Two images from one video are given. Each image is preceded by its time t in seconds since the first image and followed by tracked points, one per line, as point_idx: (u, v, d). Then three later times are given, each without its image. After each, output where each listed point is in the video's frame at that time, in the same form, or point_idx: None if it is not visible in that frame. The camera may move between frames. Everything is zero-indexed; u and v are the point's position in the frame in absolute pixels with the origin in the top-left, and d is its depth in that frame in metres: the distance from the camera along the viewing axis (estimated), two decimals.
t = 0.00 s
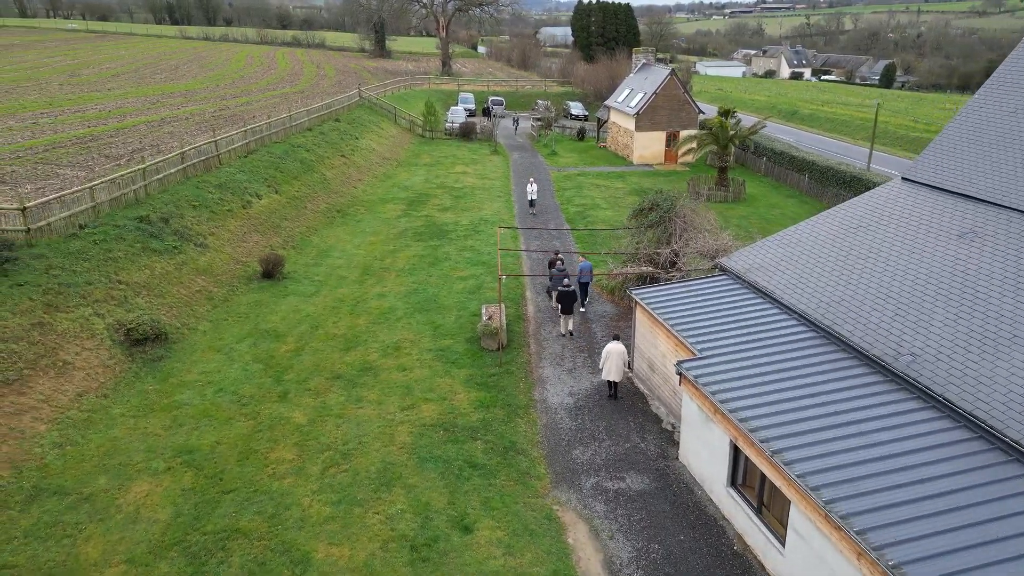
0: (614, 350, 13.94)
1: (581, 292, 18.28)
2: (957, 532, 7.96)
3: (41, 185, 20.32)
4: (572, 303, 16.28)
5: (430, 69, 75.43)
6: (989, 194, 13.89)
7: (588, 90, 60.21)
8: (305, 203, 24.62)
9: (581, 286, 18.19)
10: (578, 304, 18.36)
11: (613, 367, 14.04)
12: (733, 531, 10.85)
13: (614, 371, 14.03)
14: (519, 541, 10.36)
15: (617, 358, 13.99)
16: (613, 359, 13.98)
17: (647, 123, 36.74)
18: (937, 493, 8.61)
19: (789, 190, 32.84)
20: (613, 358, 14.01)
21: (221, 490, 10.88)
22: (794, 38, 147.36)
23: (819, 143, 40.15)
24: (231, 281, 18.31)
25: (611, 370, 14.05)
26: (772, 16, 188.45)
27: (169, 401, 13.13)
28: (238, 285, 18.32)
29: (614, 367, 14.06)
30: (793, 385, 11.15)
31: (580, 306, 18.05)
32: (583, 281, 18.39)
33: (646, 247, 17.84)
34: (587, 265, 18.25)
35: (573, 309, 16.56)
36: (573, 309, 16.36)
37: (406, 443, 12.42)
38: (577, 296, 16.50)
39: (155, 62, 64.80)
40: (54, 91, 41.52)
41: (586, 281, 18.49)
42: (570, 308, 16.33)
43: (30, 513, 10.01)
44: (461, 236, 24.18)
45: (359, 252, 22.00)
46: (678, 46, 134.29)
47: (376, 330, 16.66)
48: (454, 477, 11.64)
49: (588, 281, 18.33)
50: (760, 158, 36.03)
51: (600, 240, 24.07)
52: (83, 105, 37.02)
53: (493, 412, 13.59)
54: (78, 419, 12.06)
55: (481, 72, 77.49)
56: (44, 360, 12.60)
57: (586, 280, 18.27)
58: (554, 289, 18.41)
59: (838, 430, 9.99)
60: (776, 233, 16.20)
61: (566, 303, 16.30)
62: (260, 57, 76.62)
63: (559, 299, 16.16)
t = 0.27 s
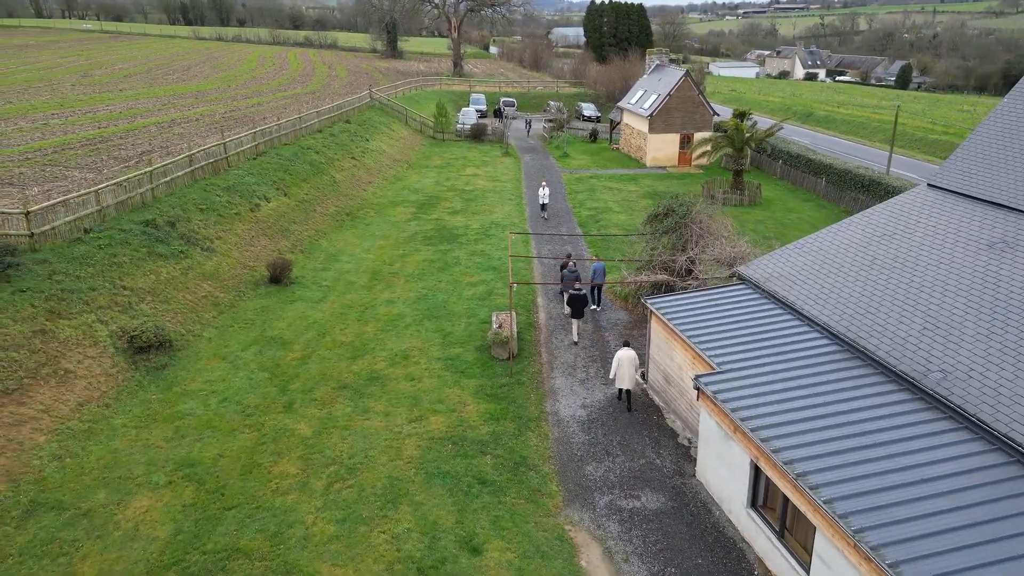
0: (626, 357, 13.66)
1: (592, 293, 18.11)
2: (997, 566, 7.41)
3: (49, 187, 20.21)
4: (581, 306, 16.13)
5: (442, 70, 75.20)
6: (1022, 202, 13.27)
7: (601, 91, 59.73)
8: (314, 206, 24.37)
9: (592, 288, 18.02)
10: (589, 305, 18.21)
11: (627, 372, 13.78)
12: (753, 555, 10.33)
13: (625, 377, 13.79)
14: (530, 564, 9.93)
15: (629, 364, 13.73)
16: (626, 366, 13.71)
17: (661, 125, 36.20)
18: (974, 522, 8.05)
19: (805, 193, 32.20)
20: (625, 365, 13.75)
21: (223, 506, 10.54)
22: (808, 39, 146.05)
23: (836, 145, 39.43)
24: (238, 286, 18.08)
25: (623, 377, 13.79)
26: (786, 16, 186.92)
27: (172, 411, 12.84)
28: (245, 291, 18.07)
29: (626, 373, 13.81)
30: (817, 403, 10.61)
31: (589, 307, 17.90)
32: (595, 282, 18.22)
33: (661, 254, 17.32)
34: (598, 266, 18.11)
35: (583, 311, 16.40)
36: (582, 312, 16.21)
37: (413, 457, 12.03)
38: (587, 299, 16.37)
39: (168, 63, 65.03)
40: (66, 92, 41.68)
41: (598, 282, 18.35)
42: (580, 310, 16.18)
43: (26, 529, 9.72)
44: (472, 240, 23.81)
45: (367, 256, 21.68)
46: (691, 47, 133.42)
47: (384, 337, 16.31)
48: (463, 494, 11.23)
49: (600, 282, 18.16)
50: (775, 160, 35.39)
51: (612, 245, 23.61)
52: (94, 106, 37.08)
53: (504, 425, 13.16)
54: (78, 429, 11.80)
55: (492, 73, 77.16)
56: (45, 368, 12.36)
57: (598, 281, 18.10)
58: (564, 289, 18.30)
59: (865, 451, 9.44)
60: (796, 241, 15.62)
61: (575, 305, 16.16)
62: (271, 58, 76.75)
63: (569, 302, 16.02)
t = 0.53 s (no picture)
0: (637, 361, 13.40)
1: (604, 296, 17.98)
2: None
3: (55, 189, 20.06)
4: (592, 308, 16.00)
5: (452, 70, 74.89)
6: None
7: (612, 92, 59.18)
8: (322, 209, 24.10)
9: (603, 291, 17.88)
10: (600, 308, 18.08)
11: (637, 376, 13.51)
12: None
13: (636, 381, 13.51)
14: None
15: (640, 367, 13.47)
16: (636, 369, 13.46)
17: (674, 126, 35.64)
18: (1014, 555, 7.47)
19: (821, 197, 31.54)
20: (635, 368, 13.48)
21: (222, 524, 10.19)
22: (821, 39, 144.69)
23: (852, 147, 38.70)
24: (243, 291, 17.80)
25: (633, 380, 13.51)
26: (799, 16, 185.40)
27: (173, 421, 12.53)
28: (250, 296, 17.80)
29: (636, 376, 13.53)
30: (841, 422, 10.06)
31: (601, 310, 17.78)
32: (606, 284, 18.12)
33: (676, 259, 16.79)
34: (610, 269, 17.99)
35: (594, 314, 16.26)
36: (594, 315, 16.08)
37: (420, 471, 11.61)
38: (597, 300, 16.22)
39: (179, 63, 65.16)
40: (77, 92, 41.76)
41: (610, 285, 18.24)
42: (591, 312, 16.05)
43: (19, 547, 9.40)
44: (481, 243, 23.41)
45: (375, 260, 21.32)
46: (703, 47, 132.51)
47: (391, 344, 15.92)
48: (471, 512, 10.79)
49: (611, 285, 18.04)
50: (790, 163, 34.74)
51: (625, 250, 23.12)
52: (104, 107, 37.07)
53: (514, 437, 12.71)
54: (77, 440, 11.52)
55: (503, 73, 76.76)
56: (44, 376, 12.09)
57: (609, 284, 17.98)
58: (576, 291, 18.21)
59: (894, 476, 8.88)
60: (816, 249, 15.03)
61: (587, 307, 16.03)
62: (282, 58, 76.77)
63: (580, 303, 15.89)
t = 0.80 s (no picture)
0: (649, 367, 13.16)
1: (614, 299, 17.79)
2: None
3: (59, 191, 19.87)
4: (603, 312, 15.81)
5: (461, 70, 74.56)
6: None
7: (622, 92, 58.65)
8: (328, 212, 23.80)
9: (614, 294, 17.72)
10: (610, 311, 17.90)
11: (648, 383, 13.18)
12: None
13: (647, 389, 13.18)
14: None
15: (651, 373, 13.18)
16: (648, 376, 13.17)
17: (685, 128, 35.08)
18: None
19: (836, 200, 30.91)
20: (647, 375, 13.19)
21: (221, 543, 9.80)
22: (832, 39, 143.53)
23: (867, 150, 37.99)
24: (247, 296, 17.50)
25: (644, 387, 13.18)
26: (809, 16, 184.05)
27: (174, 433, 12.18)
28: (255, 302, 17.48)
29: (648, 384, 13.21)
30: (870, 441, 9.42)
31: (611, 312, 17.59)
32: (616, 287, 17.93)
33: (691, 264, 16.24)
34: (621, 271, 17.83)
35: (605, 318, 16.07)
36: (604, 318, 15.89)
37: (426, 488, 11.18)
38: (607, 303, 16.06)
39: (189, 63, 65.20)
40: (86, 93, 41.73)
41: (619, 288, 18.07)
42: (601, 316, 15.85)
43: (10, 567, 9.04)
44: (490, 247, 23.00)
45: (382, 265, 20.95)
46: (712, 47, 131.67)
47: (397, 353, 15.52)
48: (479, 532, 10.33)
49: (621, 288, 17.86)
50: (804, 165, 34.10)
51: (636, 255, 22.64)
52: (112, 108, 36.98)
53: (524, 452, 12.24)
54: (74, 453, 11.19)
55: (512, 73, 76.35)
56: (41, 386, 11.78)
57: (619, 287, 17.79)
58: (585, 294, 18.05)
59: (929, 502, 8.23)
60: (840, 255, 14.36)
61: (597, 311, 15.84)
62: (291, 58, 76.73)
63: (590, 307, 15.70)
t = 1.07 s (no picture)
0: (662, 372, 12.94)
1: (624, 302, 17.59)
2: None
3: (62, 194, 19.64)
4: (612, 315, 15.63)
5: (469, 70, 74.19)
6: None
7: (632, 93, 58.10)
8: (334, 214, 23.47)
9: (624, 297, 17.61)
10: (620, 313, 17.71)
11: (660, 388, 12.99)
12: None
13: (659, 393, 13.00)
14: None
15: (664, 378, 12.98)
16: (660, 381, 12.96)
17: (697, 129, 34.53)
18: None
19: (851, 203, 30.31)
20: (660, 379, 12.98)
21: (219, 565, 9.42)
22: (843, 39, 142.25)
23: (881, 151, 37.33)
24: (251, 302, 17.18)
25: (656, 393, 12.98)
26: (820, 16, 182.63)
27: (173, 445, 11.85)
28: (259, 307, 17.16)
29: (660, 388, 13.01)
30: (900, 465, 8.88)
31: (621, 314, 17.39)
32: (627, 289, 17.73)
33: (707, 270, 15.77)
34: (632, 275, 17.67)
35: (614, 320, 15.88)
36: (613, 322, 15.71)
37: (433, 505, 10.77)
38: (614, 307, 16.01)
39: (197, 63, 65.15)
40: (93, 94, 41.65)
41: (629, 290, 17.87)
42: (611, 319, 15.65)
43: None
44: (499, 251, 22.59)
45: (389, 269, 20.57)
46: (722, 47, 130.75)
47: (404, 361, 15.12)
48: (487, 554, 9.90)
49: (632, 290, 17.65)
50: (817, 167, 33.50)
51: (647, 260, 22.17)
52: (119, 108, 36.85)
53: (533, 467, 11.81)
54: (70, 467, 10.87)
55: (520, 73, 75.89)
56: (37, 397, 11.49)
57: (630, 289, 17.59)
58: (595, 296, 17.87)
59: (967, 534, 7.69)
60: (863, 262, 13.77)
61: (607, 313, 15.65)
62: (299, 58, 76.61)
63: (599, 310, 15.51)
